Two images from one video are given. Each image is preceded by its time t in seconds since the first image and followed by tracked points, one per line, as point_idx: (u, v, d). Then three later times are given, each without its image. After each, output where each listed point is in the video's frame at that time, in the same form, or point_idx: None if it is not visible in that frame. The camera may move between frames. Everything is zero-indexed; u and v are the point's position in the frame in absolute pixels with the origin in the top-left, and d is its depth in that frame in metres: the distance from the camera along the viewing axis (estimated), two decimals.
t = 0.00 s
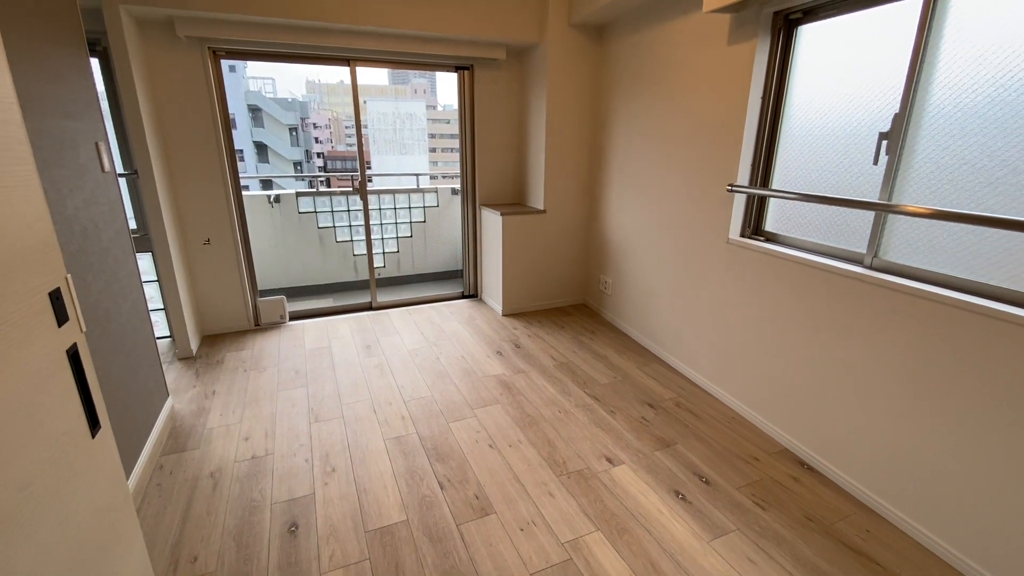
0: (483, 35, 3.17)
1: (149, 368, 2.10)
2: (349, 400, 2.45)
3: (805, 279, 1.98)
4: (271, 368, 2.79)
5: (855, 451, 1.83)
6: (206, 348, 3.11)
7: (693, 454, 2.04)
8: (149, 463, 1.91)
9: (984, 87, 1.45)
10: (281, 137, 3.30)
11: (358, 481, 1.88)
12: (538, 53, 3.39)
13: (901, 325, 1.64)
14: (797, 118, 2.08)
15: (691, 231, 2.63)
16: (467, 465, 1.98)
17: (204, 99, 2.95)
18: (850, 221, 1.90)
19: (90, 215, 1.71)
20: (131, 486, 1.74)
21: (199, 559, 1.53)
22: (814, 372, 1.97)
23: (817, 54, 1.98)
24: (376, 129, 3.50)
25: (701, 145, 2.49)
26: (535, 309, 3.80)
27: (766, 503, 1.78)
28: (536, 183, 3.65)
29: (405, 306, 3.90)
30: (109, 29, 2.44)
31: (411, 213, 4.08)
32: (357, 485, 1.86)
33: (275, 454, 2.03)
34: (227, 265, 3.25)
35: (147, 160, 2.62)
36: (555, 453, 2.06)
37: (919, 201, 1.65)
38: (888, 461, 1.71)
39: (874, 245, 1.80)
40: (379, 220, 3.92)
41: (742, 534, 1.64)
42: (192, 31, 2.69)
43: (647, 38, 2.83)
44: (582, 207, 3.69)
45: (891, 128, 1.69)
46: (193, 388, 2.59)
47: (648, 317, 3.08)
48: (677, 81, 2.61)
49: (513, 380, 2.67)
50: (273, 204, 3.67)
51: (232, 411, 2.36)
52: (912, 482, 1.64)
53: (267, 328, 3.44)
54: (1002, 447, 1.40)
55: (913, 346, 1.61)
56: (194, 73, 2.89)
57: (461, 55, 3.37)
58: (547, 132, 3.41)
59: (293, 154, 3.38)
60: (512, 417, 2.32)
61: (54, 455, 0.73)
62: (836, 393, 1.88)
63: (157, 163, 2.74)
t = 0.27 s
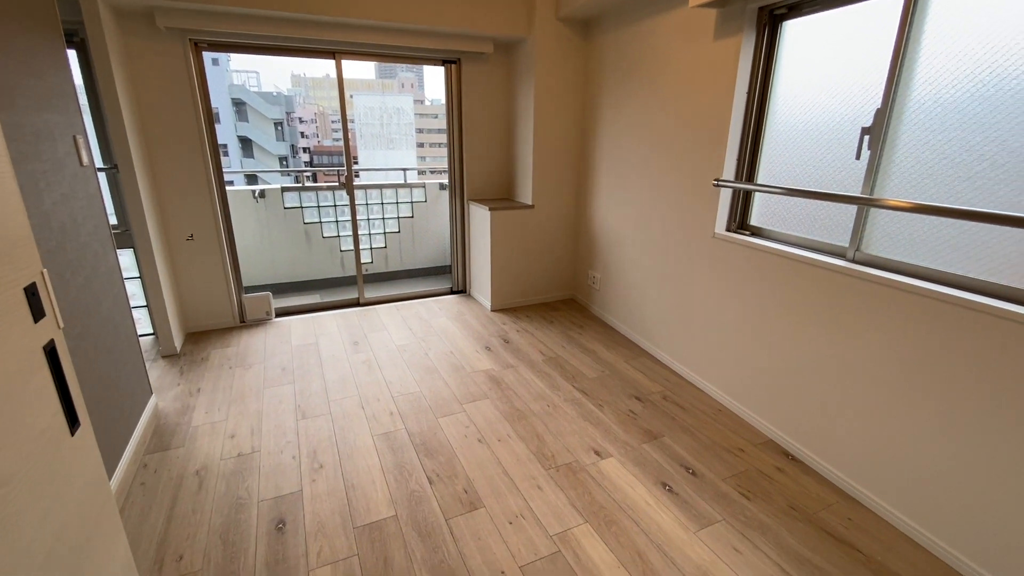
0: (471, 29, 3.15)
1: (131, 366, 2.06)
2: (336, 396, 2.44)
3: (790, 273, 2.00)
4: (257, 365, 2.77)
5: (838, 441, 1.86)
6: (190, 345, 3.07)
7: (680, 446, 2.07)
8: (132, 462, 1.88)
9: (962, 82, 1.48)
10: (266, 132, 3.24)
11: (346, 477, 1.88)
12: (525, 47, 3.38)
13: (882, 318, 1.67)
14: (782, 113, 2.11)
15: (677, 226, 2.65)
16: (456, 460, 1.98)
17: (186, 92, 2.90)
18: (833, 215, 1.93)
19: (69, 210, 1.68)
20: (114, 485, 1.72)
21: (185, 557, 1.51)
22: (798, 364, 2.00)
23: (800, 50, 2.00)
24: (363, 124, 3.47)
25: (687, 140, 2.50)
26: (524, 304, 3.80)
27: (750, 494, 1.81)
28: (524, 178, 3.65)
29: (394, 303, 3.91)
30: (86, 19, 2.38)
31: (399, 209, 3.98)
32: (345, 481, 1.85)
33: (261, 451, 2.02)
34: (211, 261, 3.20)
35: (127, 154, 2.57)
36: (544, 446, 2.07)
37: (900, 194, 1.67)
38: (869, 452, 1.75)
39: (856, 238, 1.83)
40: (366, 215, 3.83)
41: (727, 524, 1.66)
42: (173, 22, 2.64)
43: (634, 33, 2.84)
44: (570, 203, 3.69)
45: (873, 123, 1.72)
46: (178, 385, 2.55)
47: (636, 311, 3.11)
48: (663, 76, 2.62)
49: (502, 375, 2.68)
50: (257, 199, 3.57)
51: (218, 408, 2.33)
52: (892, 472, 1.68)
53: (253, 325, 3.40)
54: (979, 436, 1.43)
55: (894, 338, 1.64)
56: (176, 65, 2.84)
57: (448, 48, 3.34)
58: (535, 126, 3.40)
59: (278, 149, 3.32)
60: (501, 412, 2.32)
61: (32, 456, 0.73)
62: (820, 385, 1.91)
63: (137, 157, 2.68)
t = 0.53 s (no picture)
0: (458, 24, 3.13)
1: (113, 365, 2.03)
2: (323, 394, 2.42)
3: (774, 268, 2.02)
4: (242, 364, 2.73)
5: (821, 434, 1.89)
6: (174, 344, 3.02)
7: (666, 440, 2.09)
8: (114, 463, 1.85)
9: (939, 81, 1.51)
10: (251, 128, 3.22)
11: (334, 475, 1.87)
12: (512, 43, 3.37)
13: (865, 312, 1.70)
14: (766, 110, 2.13)
15: (663, 222, 2.66)
16: (444, 456, 1.98)
17: (167, 87, 2.84)
18: (816, 211, 1.96)
19: (45, 206, 1.64)
20: (96, 486, 1.69)
21: (169, 558, 1.49)
22: (782, 358, 2.03)
23: (784, 48, 2.02)
24: (349, 120, 3.43)
25: (673, 136, 2.52)
26: (513, 300, 3.80)
27: (736, 486, 1.83)
28: (512, 174, 3.64)
29: (382, 300, 3.83)
30: (62, 11, 2.32)
31: (386, 205, 4.02)
32: (332, 479, 1.84)
33: (247, 450, 2.00)
34: (194, 259, 3.15)
35: (106, 150, 2.51)
36: (532, 442, 2.08)
37: (881, 190, 1.70)
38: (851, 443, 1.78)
39: (838, 234, 1.86)
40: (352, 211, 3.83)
41: (712, 516, 1.68)
42: (153, 15, 2.58)
43: (621, 29, 2.84)
44: (558, 199, 3.69)
45: (854, 121, 1.75)
46: (161, 384, 2.51)
47: (623, 307, 3.12)
48: (649, 72, 2.63)
49: (490, 371, 2.68)
50: (242, 195, 3.59)
51: (202, 408, 2.31)
52: (873, 463, 1.71)
53: (238, 323, 3.36)
54: (957, 426, 1.47)
55: (876, 331, 1.67)
56: (156, 59, 2.78)
57: (435, 43, 3.32)
58: (522, 122, 3.40)
59: (264, 146, 3.32)
60: (490, 408, 2.32)
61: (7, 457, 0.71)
62: (804, 379, 1.94)
63: (116, 153, 2.62)
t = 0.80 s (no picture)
0: (445, 21, 3.11)
1: (94, 366, 1.99)
2: (310, 394, 2.40)
3: (760, 265, 2.05)
4: (228, 364, 2.70)
5: (806, 428, 1.92)
6: (157, 345, 2.97)
7: (654, 436, 2.11)
8: (96, 466, 1.82)
9: (920, 80, 1.53)
10: (234, 125, 3.28)
11: (321, 475, 1.85)
12: (500, 40, 3.36)
13: (849, 308, 1.72)
14: (751, 108, 2.15)
15: (651, 220, 2.68)
16: (433, 455, 1.97)
17: (149, 83, 2.79)
18: (800, 208, 1.98)
19: (22, 204, 1.60)
20: (77, 490, 1.65)
21: (153, 561, 1.47)
22: (768, 354, 2.05)
23: (769, 46, 2.04)
24: (336, 117, 3.38)
25: (660, 134, 2.53)
26: (502, 298, 3.79)
27: (723, 481, 1.85)
28: (500, 172, 3.63)
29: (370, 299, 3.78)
30: (38, 5, 2.26)
31: (374, 203, 4.04)
32: (320, 480, 1.83)
33: (233, 452, 1.97)
34: (177, 258, 3.10)
35: (85, 147, 2.46)
36: (521, 439, 2.08)
37: (864, 188, 1.73)
38: (836, 438, 1.81)
39: (822, 231, 1.88)
40: (339, 209, 3.85)
41: (700, 511, 1.70)
42: (133, 10, 2.52)
43: (608, 27, 2.84)
44: (546, 197, 3.69)
45: (838, 119, 1.77)
46: (144, 386, 2.47)
47: (612, 305, 3.14)
48: (636, 70, 2.65)
49: (479, 369, 2.67)
50: (225, 193, 3.58)
51: (187, 409, 2.27)
52: (857, 456, 1.74)
53: (223, 323, 3.32)
54: (939, 419, 1.49)
55: (859, 326, 1.69)
56: (137, 54, 2.73)
57: (423, 40, 3.29)
58: (510, 120, 3.39)
59: (248, 142, 3.37)
60: (479, 406, 2.32)
61: None
62: (790, 374, 1.96)
63: (96, 150, 2.57)
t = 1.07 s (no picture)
0: (433, 19, 3.10)
1: (75, 370, 1.95)
2: (298, 396, 2.38)
3: (746, 263, 2.07)
4: (214, 366, 2.66)
5: (792, 424, 1.94)
6: (141, 347, 2.92)
7: (643, 433, 2.12)
8: (79, 471, 1.78)
9: (901, 81, 1.56)
10: (220, 124, 3.18)
11: (310, 477, 1.84)
12: (488, 39, 3.35)
13: (833, 306, 1.75)
14: (737, 108, 2.17)
15: (638, 219, 2.69)
16: (423, 456, 1.97)
17: (131, 81, 2.74)
18: (785, 207, 2.01)
19: None
20: (58, 496, 1.62)
21: (137, 568, 1.44)
22: (755, 351, 2.07)
23: (754, 47, 2.06)
24: (323, 116, 3.35)
25: (647, 134, 2.55)
26: (491, 298, 3.79)
27: (711, 478, 1.87)
28: (489, 171, 3.63)
29: (359, 299, 3.76)
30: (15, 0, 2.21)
31: (362, 203, 4.01)
32: (308, 482, 1.81)
33: (220, 455, 1.95)
34: (161, 259, 3.05)
35: (65, 146, 2.41)
36: (511, 439, 2.08)
37: (846, 187, 1.76)
38: (821, 433, 1.83)
39: (806, 230, 1.91)
40: (326, 209, 3.81)
41: (688, 507, 1.72)
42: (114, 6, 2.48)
43: (596, 27, 2.85)
44: (535, 196, 3.70)
45: (821, 119, 1.79)
46: (128, 389, 2.43)
47: (601, 304, 3.15)
48: (624, 70, 2.66)
49: (469, 369, 2.67)
50: (211, 193, 3.54)
51: (172, 412, 2.24)
52: (842, 452, 1.76)
53: (208, 324, 3.27)
54: (920, 414, 1.52)
55: (843, 323, 1.72)
56: (118, 52, 2.68)
57: (410, 39, 3.28)
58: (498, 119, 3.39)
59: (234, 142, 3.27)
60: (469, 406, 2.32)
61: None
62: (776, 371, 1.99)
63: (77, 150, 2.52)
